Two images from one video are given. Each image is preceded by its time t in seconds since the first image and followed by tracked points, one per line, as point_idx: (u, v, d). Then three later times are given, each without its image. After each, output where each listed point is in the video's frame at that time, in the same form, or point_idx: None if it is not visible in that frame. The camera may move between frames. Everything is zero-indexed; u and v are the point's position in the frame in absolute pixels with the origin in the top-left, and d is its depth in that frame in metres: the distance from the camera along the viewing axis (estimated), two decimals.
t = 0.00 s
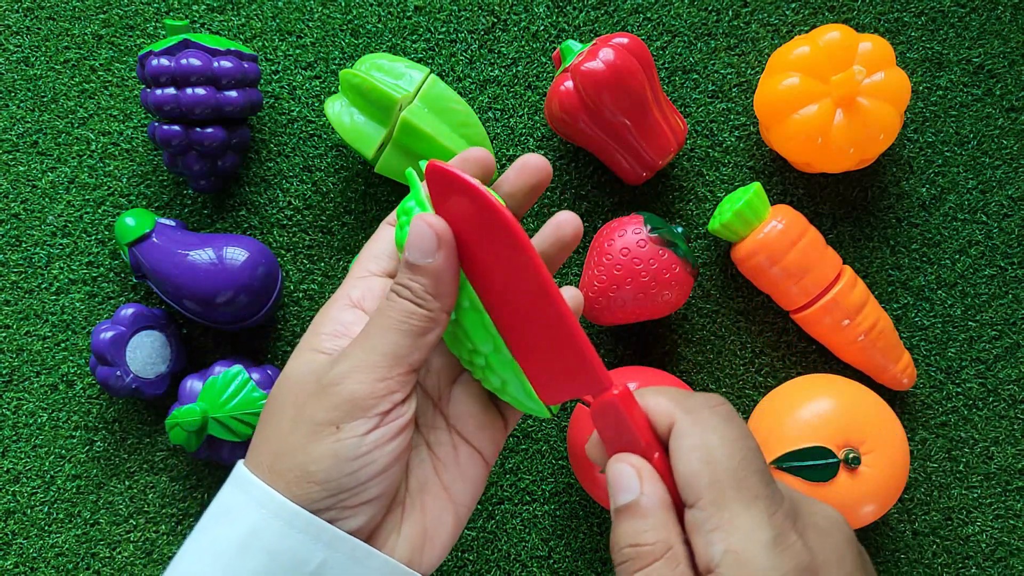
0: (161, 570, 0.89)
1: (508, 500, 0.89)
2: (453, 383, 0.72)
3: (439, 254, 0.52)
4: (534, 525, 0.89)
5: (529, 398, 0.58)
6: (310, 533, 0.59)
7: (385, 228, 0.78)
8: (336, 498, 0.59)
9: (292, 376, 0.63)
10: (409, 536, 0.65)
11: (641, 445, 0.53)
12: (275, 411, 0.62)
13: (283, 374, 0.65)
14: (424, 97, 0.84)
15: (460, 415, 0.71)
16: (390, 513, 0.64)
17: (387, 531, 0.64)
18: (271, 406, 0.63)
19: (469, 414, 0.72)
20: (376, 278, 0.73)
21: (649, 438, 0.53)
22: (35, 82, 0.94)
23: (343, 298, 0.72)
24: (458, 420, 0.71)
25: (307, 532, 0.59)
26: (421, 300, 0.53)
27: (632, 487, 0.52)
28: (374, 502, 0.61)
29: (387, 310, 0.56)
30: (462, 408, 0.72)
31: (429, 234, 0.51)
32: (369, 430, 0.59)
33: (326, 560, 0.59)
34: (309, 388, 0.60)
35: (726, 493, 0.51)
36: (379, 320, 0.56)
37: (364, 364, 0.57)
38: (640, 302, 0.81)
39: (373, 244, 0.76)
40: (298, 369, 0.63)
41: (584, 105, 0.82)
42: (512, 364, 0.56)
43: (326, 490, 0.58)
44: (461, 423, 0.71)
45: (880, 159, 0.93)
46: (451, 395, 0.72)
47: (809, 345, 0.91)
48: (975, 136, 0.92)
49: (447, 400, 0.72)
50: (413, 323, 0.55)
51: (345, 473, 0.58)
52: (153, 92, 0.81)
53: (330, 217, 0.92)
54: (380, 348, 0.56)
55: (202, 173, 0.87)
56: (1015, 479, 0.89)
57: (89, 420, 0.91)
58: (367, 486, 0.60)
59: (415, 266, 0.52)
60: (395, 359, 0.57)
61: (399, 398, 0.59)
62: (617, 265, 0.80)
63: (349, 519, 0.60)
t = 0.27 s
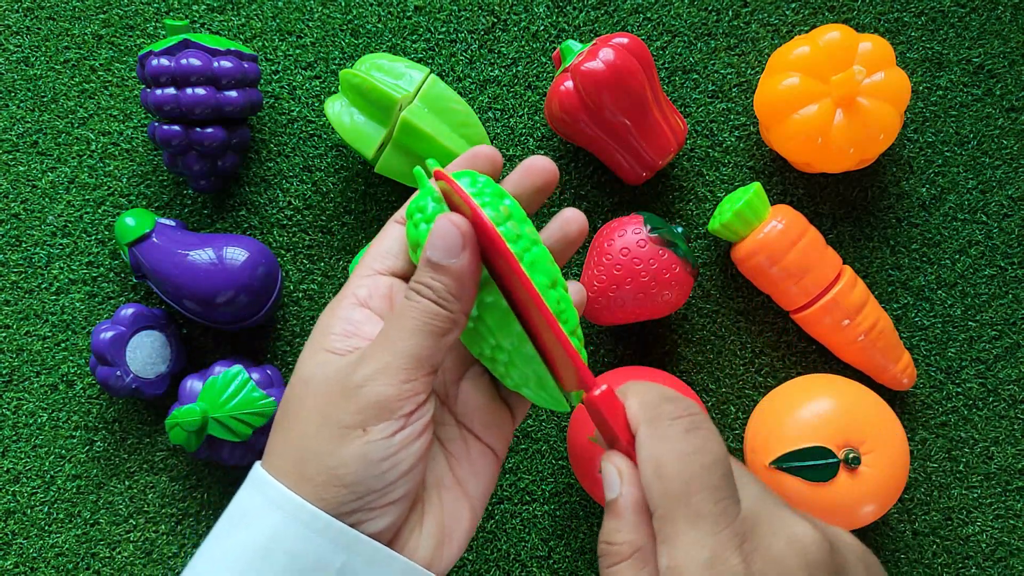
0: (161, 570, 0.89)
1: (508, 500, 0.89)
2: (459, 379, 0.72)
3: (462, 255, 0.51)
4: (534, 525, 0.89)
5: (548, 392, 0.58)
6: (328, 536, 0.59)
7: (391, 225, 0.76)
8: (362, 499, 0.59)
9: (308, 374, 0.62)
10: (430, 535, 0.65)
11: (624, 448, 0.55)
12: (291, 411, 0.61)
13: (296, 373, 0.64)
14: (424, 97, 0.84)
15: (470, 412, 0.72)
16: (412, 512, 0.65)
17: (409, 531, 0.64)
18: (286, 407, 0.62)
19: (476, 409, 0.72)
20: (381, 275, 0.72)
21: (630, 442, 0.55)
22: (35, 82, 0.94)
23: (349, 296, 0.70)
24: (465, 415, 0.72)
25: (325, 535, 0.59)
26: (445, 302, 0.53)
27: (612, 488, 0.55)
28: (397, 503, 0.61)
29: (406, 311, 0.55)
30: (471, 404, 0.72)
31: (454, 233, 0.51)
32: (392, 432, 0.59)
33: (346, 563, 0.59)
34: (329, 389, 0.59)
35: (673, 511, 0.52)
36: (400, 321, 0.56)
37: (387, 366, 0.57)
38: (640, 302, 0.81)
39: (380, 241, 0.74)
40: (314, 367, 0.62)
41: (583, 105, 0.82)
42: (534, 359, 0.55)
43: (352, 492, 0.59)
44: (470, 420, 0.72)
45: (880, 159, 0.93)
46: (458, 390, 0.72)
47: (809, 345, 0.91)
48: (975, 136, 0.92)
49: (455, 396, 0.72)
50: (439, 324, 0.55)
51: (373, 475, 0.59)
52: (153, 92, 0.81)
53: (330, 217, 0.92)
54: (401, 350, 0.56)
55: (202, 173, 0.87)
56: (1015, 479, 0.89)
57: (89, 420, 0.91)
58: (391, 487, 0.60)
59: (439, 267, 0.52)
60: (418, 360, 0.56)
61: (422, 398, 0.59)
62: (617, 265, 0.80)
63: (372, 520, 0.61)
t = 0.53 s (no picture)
0: (161, 570, 0.89)
1: (508, 500, 0.89)
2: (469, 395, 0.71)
3: (501, 287, 0.51)
4: (534, 524, 0.89)
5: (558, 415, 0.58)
6: (319, 543, 0.59)
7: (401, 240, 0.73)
8: (396, 539, 0.59)
9: (336, 407, 0.60)
10: (454, 558, 0.65)
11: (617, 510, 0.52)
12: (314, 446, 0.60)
13: (315, 406, 0.62)
14: (424, 97, 0.84)
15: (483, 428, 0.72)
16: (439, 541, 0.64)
17: (436, 559, 0.64)
18: (307, 443, 0.61)
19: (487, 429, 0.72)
20: (394, 294, 0.70)
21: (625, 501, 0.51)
22: (35, 82, 0.94)
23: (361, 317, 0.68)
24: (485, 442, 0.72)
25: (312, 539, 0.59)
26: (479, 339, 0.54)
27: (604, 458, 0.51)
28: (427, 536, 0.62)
29: (430, 345, 0.56)
30: (483, 421, 0.72)
31: (490, 266, 0.51)
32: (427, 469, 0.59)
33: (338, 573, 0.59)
34: (360, 427, 0.58)
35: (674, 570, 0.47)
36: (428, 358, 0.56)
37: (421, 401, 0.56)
38: (640, 302, 0.81)
39: (386, 258, 0.72)
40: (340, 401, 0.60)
41: (583, 105, 0.82)
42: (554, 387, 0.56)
43: (388, 532, 0.59)
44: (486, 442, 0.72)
45: (880, 159, 0.93)
46: (467, 406, 0.71)
47: (809, 345, 0.91)
48: (975, 136, 0.92)
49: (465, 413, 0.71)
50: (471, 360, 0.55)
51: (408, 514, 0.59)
52: (153, 92, 0.81)
53: (330, 217, 0.92)
54: (433, 386, 0.56)
55: (203, 173, 0.87)
56: (1015, 479, 0.89)
57: (89, 419, 0.91)
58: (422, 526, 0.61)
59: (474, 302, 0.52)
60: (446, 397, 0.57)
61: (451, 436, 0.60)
62: (617, 265, 0.80)
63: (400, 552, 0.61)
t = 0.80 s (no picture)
0: (161, 570, 0.89)
1: (508, 500, 0.89)
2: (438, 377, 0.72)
3: (414, 252, 0.52)
4: (534, 525, 0.89)
5: (538, 391, 0.58)
6: (319, 549, 0.57)
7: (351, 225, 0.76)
8: (355, 515, 0.58)
9: (281, 386, 0.61)
10: (427, 534, 0.64)
11: None
12: (271, 419, 0.60)
13: (271, 381, 0.63)
14: (424, 98, 0.84)
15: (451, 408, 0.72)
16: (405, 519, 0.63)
17: (405, 536, 0.62)
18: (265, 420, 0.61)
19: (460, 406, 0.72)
20: (347, 278, 0.72)
21: None
22: (35, 82, 0.94)
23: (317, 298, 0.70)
24: (451, 417, 0.72)
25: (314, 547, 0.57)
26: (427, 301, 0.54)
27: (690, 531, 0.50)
28: (394, 511, 0.60)
29: (385, 315, 0.55)
30: (450, 398, 0.72)
31: (436, 233, 0.52)
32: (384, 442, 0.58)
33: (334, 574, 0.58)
34: (309, 395, 0.58)
35: None
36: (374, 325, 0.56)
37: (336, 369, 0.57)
38: (640, 302, 0.81)
39: (341, 243, 0.74)
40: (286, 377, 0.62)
41: (583, 105, 0.81)
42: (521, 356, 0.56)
43: (345, 509, 0.57)
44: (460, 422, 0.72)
45: (880, 159, 0.93)
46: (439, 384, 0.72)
47: (809, 345, 0.91)
48: (975, 136, 0.92)
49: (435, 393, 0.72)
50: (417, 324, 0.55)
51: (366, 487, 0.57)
52: (153, 92, 0.81)
53: (330, 217, 0.92)
54: (382, 353, 0.56)
55: (203, 173, 0.87)
56: (1015, 479, 0.89)
57: (89, 419, 0.91)
58: (385, 498, 0.59)
59: (417, 267, 0.52)
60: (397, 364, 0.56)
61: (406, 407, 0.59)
62: (617, 265, 0.80)
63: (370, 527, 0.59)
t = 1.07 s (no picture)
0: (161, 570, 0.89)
1: (508, 500, 0.89)
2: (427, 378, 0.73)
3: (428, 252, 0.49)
4: (534, 525, 0.89)
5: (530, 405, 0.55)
6: (296, 532, 0.57)
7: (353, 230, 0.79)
8: (321, 500, 0.57)
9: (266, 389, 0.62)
10: (400, 528, 0.63)
11: None
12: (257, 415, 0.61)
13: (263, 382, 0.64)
14: (424, 98, 0.84)
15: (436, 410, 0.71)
16: (377, 507, 0.62)
17: (375, 524, 0.61)
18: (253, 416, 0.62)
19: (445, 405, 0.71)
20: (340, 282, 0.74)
21: None
22: (35, 82, 0.94)
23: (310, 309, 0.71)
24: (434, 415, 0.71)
25: (295, 531, 0.57)
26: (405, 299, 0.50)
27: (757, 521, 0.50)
28: (361, 497, 0.59)
29: (369, 309, 0.51)
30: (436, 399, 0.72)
31: (452, 232, 0.50)
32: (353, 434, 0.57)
33: (313, 559, 0.57)
34: (284, 388, 0.58)
35: None
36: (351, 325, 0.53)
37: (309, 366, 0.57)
38: (640, 302, 0.81)
39: (342, 246, 0.77)
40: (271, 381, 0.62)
41: (583, 105, 0.81)
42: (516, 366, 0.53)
43: (311, 494, 0.57)
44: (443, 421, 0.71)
45: (880, 159, 0.93)
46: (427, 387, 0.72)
47: (809, 345, 0.91)
48: (975, 136, 0.92)
49: (422, 395, 0.72)
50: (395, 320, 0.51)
51: (331, 475, 0.56)
52: (153, 92, 0.81)
53: (330, 217, 0.92)
54: (356, 351, 0.53)
55: (203, 173, 0.87)
56: (1015, 479, 0.89)
57: (89, 419, 0.91)
58: (350, 485, 0.58)
59: (416, 263, 0.49)
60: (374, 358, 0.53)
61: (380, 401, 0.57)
62: (617, 265, 0.80)
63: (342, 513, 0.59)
